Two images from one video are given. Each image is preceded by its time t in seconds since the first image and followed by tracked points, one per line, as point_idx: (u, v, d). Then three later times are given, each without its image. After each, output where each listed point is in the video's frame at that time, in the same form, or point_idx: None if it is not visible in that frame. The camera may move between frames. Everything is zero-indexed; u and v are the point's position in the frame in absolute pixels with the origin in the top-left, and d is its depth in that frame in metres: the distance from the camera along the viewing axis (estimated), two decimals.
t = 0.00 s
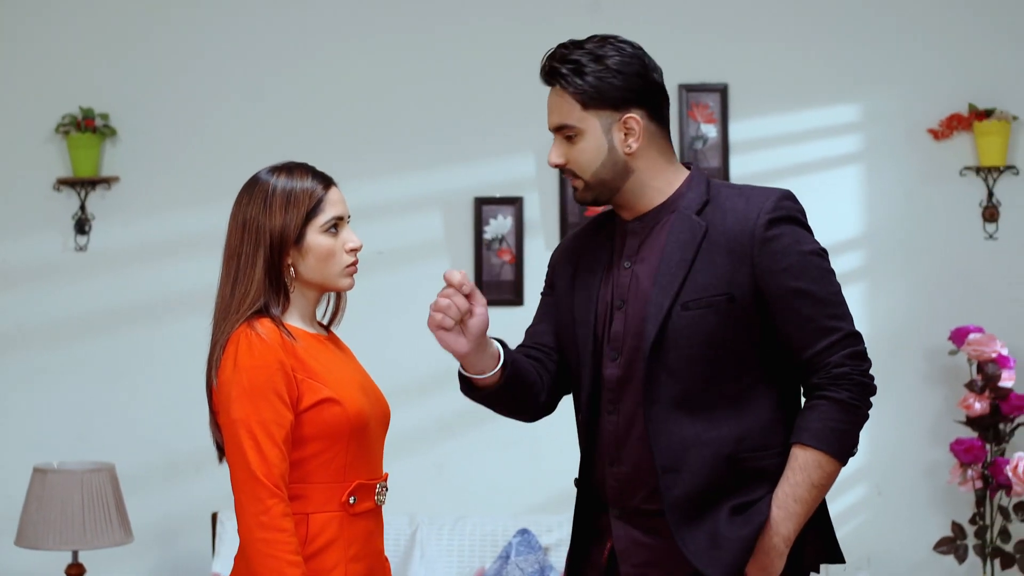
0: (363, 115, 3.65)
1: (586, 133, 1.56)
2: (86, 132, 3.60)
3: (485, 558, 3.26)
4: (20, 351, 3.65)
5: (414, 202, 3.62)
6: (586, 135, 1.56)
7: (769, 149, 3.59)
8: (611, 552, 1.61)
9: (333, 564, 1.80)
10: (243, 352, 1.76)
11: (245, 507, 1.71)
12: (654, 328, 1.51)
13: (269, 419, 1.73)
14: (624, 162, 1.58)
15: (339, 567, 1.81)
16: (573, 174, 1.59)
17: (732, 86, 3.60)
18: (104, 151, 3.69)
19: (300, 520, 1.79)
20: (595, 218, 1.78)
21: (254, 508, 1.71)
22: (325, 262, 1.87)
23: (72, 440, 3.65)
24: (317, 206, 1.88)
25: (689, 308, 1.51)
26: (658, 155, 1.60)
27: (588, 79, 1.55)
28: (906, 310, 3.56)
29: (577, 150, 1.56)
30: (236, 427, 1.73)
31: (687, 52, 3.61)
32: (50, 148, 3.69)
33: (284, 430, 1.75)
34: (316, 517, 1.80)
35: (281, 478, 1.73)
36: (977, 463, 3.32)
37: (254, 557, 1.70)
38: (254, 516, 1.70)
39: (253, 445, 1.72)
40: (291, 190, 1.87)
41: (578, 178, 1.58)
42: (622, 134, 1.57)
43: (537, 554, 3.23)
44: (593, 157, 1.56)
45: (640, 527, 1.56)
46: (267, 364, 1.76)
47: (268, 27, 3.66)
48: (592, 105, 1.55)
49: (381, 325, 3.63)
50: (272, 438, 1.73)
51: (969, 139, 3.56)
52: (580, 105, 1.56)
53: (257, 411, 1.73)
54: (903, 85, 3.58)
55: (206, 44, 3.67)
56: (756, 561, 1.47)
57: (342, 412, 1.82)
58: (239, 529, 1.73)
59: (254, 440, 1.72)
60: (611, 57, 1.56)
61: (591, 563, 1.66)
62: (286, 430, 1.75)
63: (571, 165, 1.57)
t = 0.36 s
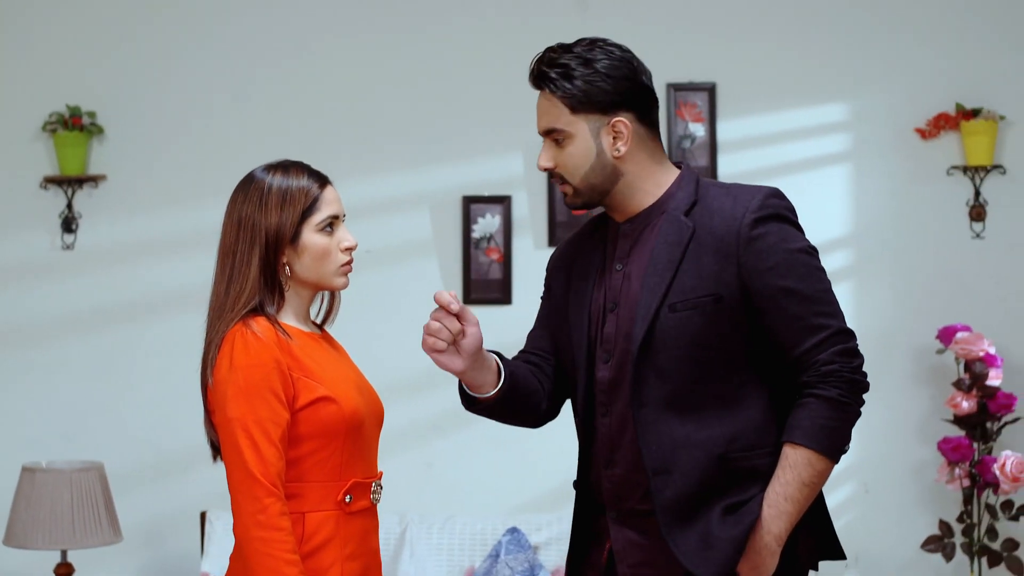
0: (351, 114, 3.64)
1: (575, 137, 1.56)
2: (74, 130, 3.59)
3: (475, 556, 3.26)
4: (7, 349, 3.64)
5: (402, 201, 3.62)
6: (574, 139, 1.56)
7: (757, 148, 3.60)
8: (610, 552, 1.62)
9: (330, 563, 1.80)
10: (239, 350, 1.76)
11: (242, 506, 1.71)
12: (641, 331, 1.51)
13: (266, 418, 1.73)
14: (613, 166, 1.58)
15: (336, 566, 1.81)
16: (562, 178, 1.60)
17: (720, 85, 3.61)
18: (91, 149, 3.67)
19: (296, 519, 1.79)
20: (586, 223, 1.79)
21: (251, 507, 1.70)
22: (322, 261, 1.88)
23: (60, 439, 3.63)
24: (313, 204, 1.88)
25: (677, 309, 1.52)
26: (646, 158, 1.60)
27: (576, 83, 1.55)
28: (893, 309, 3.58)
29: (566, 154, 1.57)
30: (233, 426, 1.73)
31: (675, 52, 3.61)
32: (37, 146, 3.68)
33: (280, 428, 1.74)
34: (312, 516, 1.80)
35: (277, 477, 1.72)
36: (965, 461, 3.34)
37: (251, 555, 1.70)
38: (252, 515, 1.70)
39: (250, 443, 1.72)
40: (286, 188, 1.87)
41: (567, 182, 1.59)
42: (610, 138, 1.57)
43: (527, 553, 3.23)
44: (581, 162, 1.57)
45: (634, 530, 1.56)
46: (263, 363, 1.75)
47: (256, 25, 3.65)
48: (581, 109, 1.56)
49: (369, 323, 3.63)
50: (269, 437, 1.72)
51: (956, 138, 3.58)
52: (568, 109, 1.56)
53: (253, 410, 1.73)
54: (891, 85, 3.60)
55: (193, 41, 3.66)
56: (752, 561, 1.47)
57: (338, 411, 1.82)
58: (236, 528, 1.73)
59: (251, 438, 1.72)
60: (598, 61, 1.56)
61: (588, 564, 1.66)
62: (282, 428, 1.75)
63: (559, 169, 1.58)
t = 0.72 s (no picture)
0: (342, 112, 3.63)
1: (558, 142, 1.56)
2: (63, 128, 3.57)
3: (466, 555, 3.26)
4: None
5: (393, 200, 3.62)
6: (558, 144, 1.56)
7: (747, 147, 3.61)
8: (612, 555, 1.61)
9: (329, 563, 1.79)
10: (238, 348, 1.75)
11: (242, 505, 1.70)
12: (628, 341, 1.50)
13: (264, 416, 1.73)
14: (597, 170, 1.58)
15: (334, 565, 1.80)
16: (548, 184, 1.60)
17: (710, 84, 3.61)
18: (80, 147, 3.66)
19: (295, 518, 1.78)
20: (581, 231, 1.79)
21: (250, 506, 1.70)
22: (319, 258, 1.87)
23: (48, 438, 3.62)
24: (310, 202, 1.87)
25: (664, 317, 1.50)
26: (630, 160, 1.59)
27: (557, 88, 1.55)
28: (882, 308, 3.59)
29: (550, 159, 1.57)
30: (231, 425, 1.72)
31: (666, 51, 3.62)
32: (26, 144, 3.66)
33: (279, 427, 1.74)
34: (311, 515, 1.80)
35: (276, 476, 1.72)
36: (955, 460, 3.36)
37: (250, 554, 1.69)
38: (251, 515, 1.69)
39: (249, 442, 1.71)
40: (282, 186, 1.86)
41: (553, 187, 1.58)
42: (594, 142, 1.56)
43: (518, 551, 3.22)
44: (566, 167, 1.56)
45: (634, 535, 1.56)
46: (261, 361, 1.75)
47: (246, 23, 3.64)
48: (563, 114, 1.55)
49: (359, 322, 3.63)
50: (267, 437, 1.72)
51: (945, 137, 3.59)
52: (550, 115, 1.56)
53: (252, 409, 1.72)
54: (880, 84, 3.61)
55: (183, 39, 3.64)
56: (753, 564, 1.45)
57: (337, 410, 1.82)
58: (234, 527, 1.72)
59: (250, 437, 1.71)
60: (580, 64, 1.56)
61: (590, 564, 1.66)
62: (281, 427, 1.74)
63: (544, 175, 1.58)
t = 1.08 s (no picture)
0: (333, 111, 3.63)
1: (543, 144, 1.56)
2: (54, 127, 3.56)
3: (459, 555, 3.25)
4: None
5: (385, 199, 3.61)
6: (542, 146, 1.56)
7: (739, 147, 3.62)
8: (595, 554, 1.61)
9: (329, 562, 1.79)
10: (238, 349, 1.75)
11: (242, 504, 1.70)
12: (599, 343, 1.50)
13: (265, 416, 1.72)
14: (581, 171, 1.57)
15: (334, 565, 1.80)
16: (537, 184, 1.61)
17: (702, 84, 3.62)
18: (71, 146, 3.65)
19: (295, 518, 1.78)
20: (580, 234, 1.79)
21: (251, 506, 1.69)
22: (318, 258, 1.87)
23: (39, 439, 3.60)
24: (309, 202, 1.87)
25: (636, 320, 1.49)
26: (616, 161, 1.58)
27: (541, 91, 1.55)
28: (873, 308, 3.60)
29: (535, 161, 1.58)
30: (232, 425, 1.72)
31: (658, 50, 3.62)
32: (17, 144, 3.65)
33: (279, 427, 1.74)
34: (312, 514, 1.79)
35: (276, 476, 1.72)
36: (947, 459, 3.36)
37: (251, 554, 1.69)
38: (252, 515, 1.69)
39: (250, 442, 1.71)
40: (282, 186, 1.86)
41: (540, 188, 1.59)
42: (577, 143, 1.56)
43: (512, 551, 3.21)
44: (550, 168, 1.57)
45: (611, 535, 1.55)
46: (262, 361, 1.75)
47: (237, 22, 3.63)
48: (546, 117, 1.55)
49: (352, 322, 3.62)
50: (268, 437, 1.72)
51: (936, 138, 3.60)
52: (535, 118, 1.56)
53: (253, 409, 1.72)
54: (871, 84, 3.62)
55: (174, 38, 3.64)
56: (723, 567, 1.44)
57: (337, 410, 1.82)
58: (235, 527, 1.72)
59: (250, 437, 1.71)
60: (567, 67, 1.55)
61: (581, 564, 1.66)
62: (281, 427, 1.74)
63: (532, 176, 1.59)
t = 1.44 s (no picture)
0: (327, 111, 3.63)
1: (535, 152, 1.55)
2: (46, 127, 3.55)
3: (453, 556, 3.26)
4: None
5: (378, 200, 3.61)
6: (533, 154, 1.56)
7: (731, 148, 3.62)
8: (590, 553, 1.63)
9: (328, 562, 1.80)
10: (236, 349, 1.75)
11: (241, 505, 1.70)
12: (585, 342, 1.51)
13: (263, 416, 1.72)
14: (573, 177, 1.57)
15: (333, 565, 1.80)
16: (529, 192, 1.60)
17: (694, 85, 3.62)
18: (64, 147, 3.64)
19: (294, 519, 1.78)
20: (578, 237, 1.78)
21: (250, 506, 1.69)
22: (316, 258, 1.87)
23: (30, 440, 3.59)
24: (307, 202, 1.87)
25: (621, 319, 1.50)
26: (607, 165, 1.58)
27: (532, 99, 1.54)
28: (866, 308, 3.61)
29: (527, 169, 1.56)
30: (230, 425, 1.72)
31: (650, 51, 3.62)
32: (9, 144, 3.64)
33: (278, 427, 1.74)
34: (310, 515, 1.79)
35: (275, 477, 1.72)
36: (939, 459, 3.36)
37: (250, 555, 1.69)
38: (251, 515, 1.69)
39: (248, 441, 1.71)
40: (280, 186, 1.86)
41: (532, 196, 1.58)
42: (569, 149, 1.56)
43: (506, 551, 3.21)
44: (543, 175, 1.56)
45: (602, 533, 1.57)
46: (260, 361, 1.74)
47: (230, 22, 3.63)
48: (537, 125, 1.55)
49: (345, 323, 3.62)
50: (267, 437, 1.72)
51: (929, 138, 3.61)
52: (525, 126, 1.55)
53: (251, 409, 1.72)
54: (864, 85, 3.63)
55: (167, 38, 3.63)
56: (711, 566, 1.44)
57: (335, 410, 1.82)
58: (233, 527, 1.72)
59: (249, 437, 1.71)
60: (555, 75, 1.55)
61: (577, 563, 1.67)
62: (279, 427, 1.74)
63: (525, 183, 1.57)
